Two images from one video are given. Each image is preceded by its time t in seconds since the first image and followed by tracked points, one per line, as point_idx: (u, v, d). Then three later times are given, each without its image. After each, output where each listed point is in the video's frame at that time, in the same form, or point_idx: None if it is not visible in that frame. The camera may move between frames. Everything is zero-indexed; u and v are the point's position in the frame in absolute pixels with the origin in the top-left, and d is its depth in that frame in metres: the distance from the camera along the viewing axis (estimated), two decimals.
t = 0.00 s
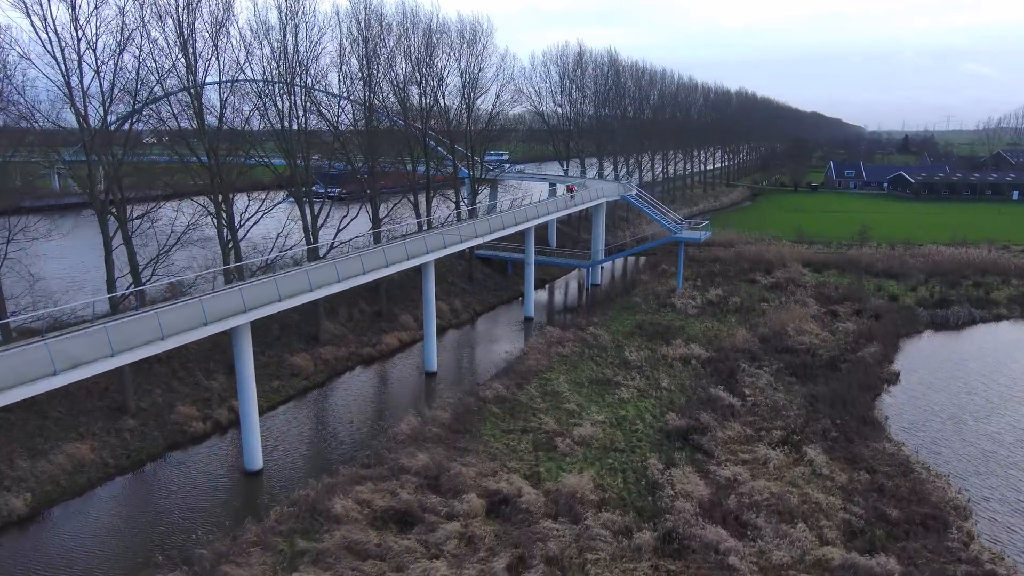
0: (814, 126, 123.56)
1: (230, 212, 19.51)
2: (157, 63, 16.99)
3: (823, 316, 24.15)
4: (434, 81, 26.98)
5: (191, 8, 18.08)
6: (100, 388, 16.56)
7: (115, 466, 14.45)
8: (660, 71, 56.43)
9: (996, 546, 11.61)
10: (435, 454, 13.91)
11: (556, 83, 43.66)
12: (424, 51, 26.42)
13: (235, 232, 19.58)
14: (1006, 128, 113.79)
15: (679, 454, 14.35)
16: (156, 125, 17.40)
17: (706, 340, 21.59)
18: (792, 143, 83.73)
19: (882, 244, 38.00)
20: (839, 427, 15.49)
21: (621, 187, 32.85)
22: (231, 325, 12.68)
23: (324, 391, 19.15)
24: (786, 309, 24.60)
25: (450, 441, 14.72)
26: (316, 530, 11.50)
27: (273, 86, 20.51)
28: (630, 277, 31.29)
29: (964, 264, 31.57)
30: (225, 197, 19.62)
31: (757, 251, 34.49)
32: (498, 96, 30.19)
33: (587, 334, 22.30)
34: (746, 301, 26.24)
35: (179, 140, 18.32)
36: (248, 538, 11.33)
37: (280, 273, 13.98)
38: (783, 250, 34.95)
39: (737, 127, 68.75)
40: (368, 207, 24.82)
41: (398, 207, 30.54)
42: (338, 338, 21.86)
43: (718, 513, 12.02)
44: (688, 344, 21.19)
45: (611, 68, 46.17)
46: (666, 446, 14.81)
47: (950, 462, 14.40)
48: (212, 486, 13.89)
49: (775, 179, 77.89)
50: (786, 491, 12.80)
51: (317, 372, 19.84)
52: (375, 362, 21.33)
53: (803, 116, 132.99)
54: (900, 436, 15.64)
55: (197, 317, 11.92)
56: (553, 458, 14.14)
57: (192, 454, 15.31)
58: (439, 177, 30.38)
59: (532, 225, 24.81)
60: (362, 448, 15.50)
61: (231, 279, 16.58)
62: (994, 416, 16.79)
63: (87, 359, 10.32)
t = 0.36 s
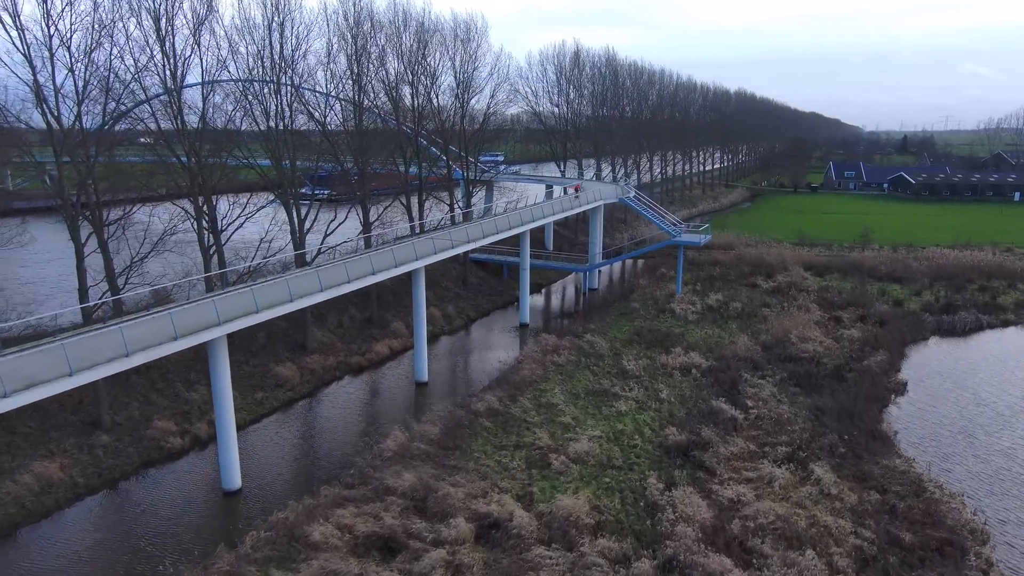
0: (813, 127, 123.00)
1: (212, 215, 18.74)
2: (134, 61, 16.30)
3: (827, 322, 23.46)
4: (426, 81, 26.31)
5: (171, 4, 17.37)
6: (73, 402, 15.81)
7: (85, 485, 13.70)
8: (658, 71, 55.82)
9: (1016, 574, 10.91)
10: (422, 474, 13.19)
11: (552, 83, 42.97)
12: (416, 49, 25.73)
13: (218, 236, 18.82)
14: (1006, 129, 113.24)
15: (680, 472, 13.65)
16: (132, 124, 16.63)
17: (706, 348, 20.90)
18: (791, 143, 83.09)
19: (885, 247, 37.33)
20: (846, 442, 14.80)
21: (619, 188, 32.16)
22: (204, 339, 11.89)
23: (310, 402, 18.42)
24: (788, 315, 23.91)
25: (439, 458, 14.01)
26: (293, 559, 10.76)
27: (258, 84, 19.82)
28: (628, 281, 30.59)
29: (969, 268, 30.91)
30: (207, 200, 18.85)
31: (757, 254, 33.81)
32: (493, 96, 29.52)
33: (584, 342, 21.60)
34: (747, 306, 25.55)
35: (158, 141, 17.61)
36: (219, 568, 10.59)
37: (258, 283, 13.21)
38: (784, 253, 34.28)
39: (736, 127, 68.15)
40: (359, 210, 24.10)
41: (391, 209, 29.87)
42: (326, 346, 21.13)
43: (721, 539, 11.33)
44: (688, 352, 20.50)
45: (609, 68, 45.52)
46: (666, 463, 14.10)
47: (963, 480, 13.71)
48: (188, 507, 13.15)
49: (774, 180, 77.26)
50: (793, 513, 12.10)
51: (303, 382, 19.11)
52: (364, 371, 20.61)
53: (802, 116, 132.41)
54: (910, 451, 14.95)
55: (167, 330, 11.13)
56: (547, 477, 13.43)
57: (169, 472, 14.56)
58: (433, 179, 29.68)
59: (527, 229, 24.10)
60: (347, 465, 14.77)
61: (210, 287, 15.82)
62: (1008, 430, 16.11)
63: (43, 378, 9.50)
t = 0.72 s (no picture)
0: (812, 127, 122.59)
1: (193, 219, 18.00)
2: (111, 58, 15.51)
3: (829, 328, 22.82)
4: (418, 80, 25.60)
5: None
6: (43, 416, 15.07)
7: (51, 507, 12.96)
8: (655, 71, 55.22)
9: None
10: (407, 494, 12.48)
11: (548, 82, 42.29)
12: (407, 47, 25.05)
13: (200, 240, 18.08)
14: (1006, 129, 112.71)
15: (679, 491, 12.96)
16: (109, 122, 15.90)
17: (706, 356, 20.23)
18: (790, 143, 82.49)
19: (886, 249, 36.71)
20: (853, 458, 14.14)
21: (616, 191, 31.51)
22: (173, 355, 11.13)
23: (294, 414, 17.70)
24: (790, 321, 23.25)
25: (426, 477, 13.31)
26: None
27: (243, 83, 19.15)
28: (625, 285, 29.92)
29: (973, 271, 30.30)
30: (188, 202, 18.11)
31: (757, 257, 33.17)
32: (487, 96, 28.83)
33: (579, 349, 20.92)
34: (748, 311, 24.89)
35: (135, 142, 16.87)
36: None
37: (232, 293, 12.46)
38: (784, 256, 33.63)
39: (734, 128, 67.58)
40: (347, 212, 23.38)
41: (381, 210, 29.12)
42: (313, 355, 20.40)
43: (724, 567, 10.66)
44: (687, 361, 19.84)
45: (606, 67, 44.87)
46: (664, 481, 13.42)
47: (976, 500, 13.05)
48: (160, 531, 12.42)
49: (773, 180, 76.66)
50: (800, 537, 11.42)
51: (288, 392, 18.39)
52: (352, 381, 19.88)
53: (801, 117, 131.88)
54: (919, 467, 14.28)
55: (130, 346, 10.39)
56: (540, 497, 12.73)
57: (143, 491, 13.83)
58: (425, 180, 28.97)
59: (521, 233, 23.39)
60: (329, 482, 14.04)
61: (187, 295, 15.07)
62: (1020, 443, 15.45)
63: None
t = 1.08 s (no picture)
0: (810, 128, 122.17)
1: (176, 222, 17.33)
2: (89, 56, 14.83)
3: (832, 334, 22.23)
4: (410, 79, 24.97)
5: None
6: (14, 430, 14.40)
7: (18, 527, 12.28)
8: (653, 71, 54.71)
9: None
10: (393, 515, 11.83)
11: (545, 82, 41.67)
12: (399, 45, 24.42)
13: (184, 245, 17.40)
14: (1005, 131, 112.34)
15: (679, 510, 12.34)
16: (86, 121, 15.21)
17: (706, 364, 19.61)
18: (788, 143, 81.98)
19: (887, 251, 36.18)
20: (861, 474, 13.52)
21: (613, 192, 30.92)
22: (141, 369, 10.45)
23: (279, 425, 17.02)
24: (791, 326, 22.66)
25: (414, 495, 12.66)
26: None
27: (228, 81, 18.48)
28: (623, 289, 29.31)
29: (977, 274, 29.76)
30: (170, 206, 17.43)
31: (757, 260, 32.58)
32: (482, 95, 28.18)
33: (575, 357, 20.30)
34: (748, 316, 24.28)
35: (115, 141, 16.21)
36: None
37: (207, 303, 11.79)
38: (785, 259, 33.07)
39: (733, 128, 67.11)
40: (337, 214, 22.76)
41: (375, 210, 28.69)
42: (300, 363, 19.76)
43: None
44: (686, 368, 19.24)
45: (603, 66, 44.31)
46: (663, 499, 12.80)
47: (990, 518, 12.46)
48: (131, 554, 11.75)
49: (772, 181, 76.15)
50: (807, 561, 10.80)
51: (273, 402, 17.73)
52: (341, 390, 19.24)
53: (799, 116, 131.45)
54: (929, 482, 13.68)
55: (93, 362, 9.72)
56: (533, 516, 12.10)
57: (116, 510, 13.16)
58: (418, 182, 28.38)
59: (517, 236, 22.77)
60: (312, 499, 13.38)
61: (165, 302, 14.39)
62: None
63: None
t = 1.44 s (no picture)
0: (809, 128, 121.70)
1: (154, 227, 16.63)
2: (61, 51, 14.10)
3: (836, 340, 21.58)
4: (400, 77, 24.26)
5: None
6: None
7: None
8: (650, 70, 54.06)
9: None
10: (375, 540, 11.11)
11: (540, 81, 40.95)
12: (389, 42, 23.70)
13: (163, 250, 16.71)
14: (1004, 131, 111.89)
15: (680, 533, 11.65)
16: (56, 120, 14.44)
17: (706, 372, 18.92)
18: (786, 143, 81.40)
19: (889, 254, 35.57)
20: (871, 492, 12.83)
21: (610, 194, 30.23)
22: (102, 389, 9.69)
23: (261, 438, 16.28)
24: (793, 333, 22.00)
25: (398, 516, 11.95)
26: None
27: (210, 79, 17.75)
28: (620, 293, 28.62)
29: (981, 277, 29.15)
30: (148, 209, 16.68)
31: (756, 262, 31.94)
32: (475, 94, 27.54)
33: (571, 365, 19.59)
34: (749, 322, 23.61)
35: (89, 141, 15.46)
36: None
37: (176, 316, 11.03)
38: (785, 261, 32.43)
39: (731, 128, 66.54)
40: (324, 216, 22.05)
41: (363, 212, 28.11)
42: (285, 372, 19.02)
43: None
44: (686, 377, 18.56)
45: (600, 65, 43.63)
46: (663, 520, 12.11)
47: (1007, 541, 11.79)
48: None
49: (770, 181, 75.59)
50: None
51: (255, 414, 16.99)
52: (327, 400, 18.50)
53: (797, 117, 130.89)
54: (942, 501, 13.02)
55: (46, 382, 8.96)
56: (524, 540, 11.39)
57: (84, 533, 12.40)
58: (408, 183, 27.73)
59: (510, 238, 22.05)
60: (292, 520, 12.65)
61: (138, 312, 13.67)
62: None
63: None
